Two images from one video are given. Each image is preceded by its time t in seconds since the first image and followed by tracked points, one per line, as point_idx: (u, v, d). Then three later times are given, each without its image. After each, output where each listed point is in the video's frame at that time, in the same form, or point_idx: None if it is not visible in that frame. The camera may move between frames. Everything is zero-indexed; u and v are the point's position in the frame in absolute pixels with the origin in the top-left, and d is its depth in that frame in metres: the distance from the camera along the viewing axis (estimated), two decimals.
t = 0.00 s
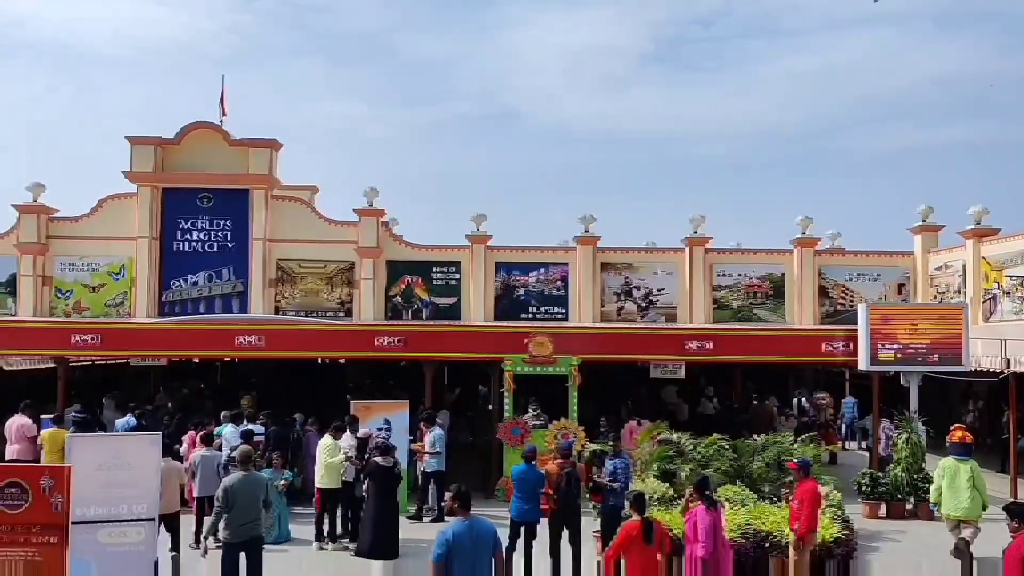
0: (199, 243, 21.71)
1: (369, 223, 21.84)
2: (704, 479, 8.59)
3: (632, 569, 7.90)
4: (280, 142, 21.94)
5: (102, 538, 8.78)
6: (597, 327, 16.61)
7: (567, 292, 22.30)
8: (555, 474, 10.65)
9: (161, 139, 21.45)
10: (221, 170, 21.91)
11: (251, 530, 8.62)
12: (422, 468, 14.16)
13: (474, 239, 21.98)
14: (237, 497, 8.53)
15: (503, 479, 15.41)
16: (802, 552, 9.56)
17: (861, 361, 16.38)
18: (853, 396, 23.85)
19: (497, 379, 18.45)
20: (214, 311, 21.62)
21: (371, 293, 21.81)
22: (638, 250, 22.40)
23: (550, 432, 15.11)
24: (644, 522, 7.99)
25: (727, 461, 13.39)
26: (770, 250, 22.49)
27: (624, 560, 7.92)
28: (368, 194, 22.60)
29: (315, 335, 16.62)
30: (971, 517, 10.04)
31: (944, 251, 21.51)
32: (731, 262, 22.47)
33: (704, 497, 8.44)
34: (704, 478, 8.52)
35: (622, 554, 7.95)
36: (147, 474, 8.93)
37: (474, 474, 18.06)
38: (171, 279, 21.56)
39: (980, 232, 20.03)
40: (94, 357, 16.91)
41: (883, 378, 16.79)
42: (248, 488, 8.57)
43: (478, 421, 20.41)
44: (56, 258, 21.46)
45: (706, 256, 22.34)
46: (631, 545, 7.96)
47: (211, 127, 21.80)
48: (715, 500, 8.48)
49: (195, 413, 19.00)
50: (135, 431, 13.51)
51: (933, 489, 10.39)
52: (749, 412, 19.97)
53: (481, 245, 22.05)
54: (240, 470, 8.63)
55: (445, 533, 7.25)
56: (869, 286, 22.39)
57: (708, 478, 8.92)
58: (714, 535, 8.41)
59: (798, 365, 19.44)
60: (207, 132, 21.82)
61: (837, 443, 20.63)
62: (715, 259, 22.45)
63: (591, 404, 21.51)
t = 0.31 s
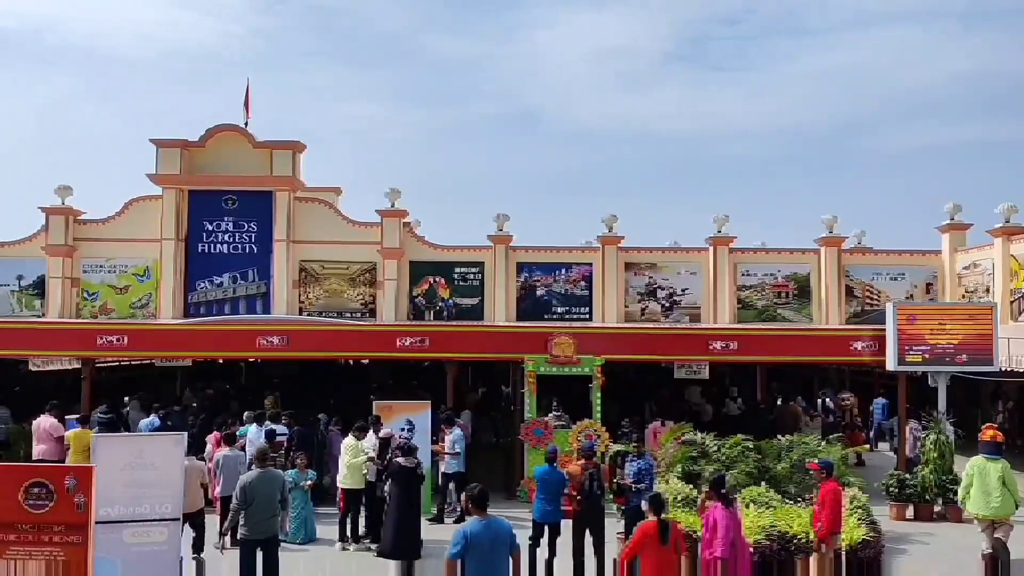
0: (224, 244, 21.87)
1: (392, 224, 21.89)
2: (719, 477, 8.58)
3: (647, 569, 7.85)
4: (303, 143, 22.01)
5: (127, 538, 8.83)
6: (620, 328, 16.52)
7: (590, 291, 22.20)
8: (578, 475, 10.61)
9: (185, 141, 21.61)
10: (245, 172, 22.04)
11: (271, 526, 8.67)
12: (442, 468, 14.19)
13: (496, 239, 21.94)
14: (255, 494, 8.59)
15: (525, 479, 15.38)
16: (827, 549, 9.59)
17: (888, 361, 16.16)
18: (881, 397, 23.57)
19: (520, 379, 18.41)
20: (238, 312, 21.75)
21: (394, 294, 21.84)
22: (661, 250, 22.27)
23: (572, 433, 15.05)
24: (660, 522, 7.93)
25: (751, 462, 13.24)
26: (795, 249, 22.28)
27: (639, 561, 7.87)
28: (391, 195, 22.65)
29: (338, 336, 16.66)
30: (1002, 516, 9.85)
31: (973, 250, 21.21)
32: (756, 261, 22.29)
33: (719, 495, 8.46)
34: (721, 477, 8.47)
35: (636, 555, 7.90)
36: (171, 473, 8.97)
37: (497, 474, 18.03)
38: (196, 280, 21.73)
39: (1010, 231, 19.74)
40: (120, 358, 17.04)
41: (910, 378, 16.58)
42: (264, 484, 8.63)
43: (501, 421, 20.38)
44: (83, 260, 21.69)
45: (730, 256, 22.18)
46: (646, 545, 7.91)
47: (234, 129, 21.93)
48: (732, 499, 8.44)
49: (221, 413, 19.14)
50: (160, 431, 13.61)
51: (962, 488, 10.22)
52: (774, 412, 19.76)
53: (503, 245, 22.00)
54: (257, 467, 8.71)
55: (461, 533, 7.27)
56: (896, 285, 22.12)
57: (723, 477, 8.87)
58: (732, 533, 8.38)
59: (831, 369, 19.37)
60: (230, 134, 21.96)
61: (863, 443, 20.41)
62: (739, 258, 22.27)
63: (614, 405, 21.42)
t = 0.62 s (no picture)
0: (249, 247, 22.01)
1: (415, 226, 21.90)
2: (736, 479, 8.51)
3: (663, 569, 7.88)
4: (326, 146, 22.08)
5: (151, 539, 8.89)
6: (644, 330, 16.43)
7: (614, 293, 22.07)
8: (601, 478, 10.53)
9: (210, 145, 21.77)
10: (269, 175, 22.16)
11: (287, 525, 8.76)
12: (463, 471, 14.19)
13: (519, 240, 21.91)
14: (271, 495, 8.64)
15: (549, 482, 15.33)
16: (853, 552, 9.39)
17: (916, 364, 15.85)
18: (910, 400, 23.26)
19: (543, 382, 18.35)
20: (263, 315, 21.86)
21: (417, 296, 21.86)
22: (686, 252, 22.12)
23: (596, 435, 14.96)
24: (676, 524, 7.95)
25: (777, 466, 13.02)
26: (821, 250, 22.05)
27: (655, 561, 7.89)
28: (414, 197, 22.67)
29: (362, 337, 16.68)
30: None
31: (1003, 250, 20.92)
32: (781, 262, 22.09)
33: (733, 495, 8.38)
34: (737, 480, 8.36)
35: (653, 556, 7.92)
36: (195, 475, 9.00)
37: (521, 477, 17.95)
38: (222, 283, 21.88)
39: None
40: (145, 360, 17.17)
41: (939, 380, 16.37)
42: (282, 484, 8.66)
43: (525, 424, 20.32)
44: (110, 263, 21.90)
45: (756, 257, 22.00)
46: (662, 546, 7.93)
47: (258, 132, 22.06)
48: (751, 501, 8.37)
49: (246, 416, 19.27)
50: (185, 433, 13.68)
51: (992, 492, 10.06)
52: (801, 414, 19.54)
53: (526, 246, 21.95)
54: (275, 466, 8.72)
55: (479, 535, 7.36)
56: (924, 286, 21.83)
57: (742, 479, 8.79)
58: (751, 538, 8.29)
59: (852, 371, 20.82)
60: (254, 138, 22.10)
61: (891, 447, 20.14)
62: (764, 259, 22.08)
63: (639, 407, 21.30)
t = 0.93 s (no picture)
0: (273, 249, 22.13)
1: (439, 228, 21.91)
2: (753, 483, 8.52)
3: (681, 569, 8.13)
4: (350, 148, 22.11)
5: (175, 541, 8.91)
6: (668, 332, 16.32)
7: (638, 295, 21.97)
8: (624, 482, 10.44)
9: (236, 148, 21.91)
10: (293, 178, 22.26)
11: (307, 526, 8.78)
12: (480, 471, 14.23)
13: (542, 242, 21.85)
14: (289, 495, 8.72)
15: (572, 485, 15.26)
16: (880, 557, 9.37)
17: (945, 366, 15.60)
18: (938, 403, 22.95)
19: (566, 384, 18.28)
20: (288, 316, 21.97)
21: (441, 298, 21.87)
22: (710, 253, 21.96)
23: (620, 438, 14.87)
24: (692, 524, 8.23)
25: (803, 470, 12.81)
26: (847, 252, 21.80)
27: (673, 560, 8.15)
28: (438, 199, 22.68)
29: (385, 339, 16.70)
30: None
31: None
32: (808, 264, 21.88)
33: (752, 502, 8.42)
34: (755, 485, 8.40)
35: (671, 555, 8.19)
36: (218, 477, 9.04)
37: (545, 479, 17.88)
38: (247, 286, 22.02)
39: None
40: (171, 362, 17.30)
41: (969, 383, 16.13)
42: (303, 484, 8.76)
43: (547, 426, 20.24)
44: (137, 266, 22.11)
45: (782, 258, 21.80)
46: (679, 545, 8.20)
47: (281, 135, 22.17)
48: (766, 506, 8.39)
49: (271, 419, 19.37)
50: (209, 435, 13.75)
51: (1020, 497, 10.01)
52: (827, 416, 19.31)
53: (549, 248, 21.90)
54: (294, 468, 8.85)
55: (498, 538, 7.35)
56: (953, 288, 21.51)
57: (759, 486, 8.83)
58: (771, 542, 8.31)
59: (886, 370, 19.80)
60: (279, 140, 22.20)
61: (919, 450, 19.87)
62: (790, 261, 21.88)
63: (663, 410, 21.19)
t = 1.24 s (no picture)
0: (291, 251, 22.21)
1: (456, 229, 21.91)
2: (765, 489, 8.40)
3: (697, 570, 8.08)
4: (368, 150, 22.18)
5: (192, 542, 8.92)
6: (686, 334, 16.23)
7: (655, 296, 21.88)
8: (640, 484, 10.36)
9: (254, 150, 22.02)
10: (312, 179, 22.38)
11: (322, 526, 8.78)
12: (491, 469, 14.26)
13: (559, 243, 21.82)
14: (303, 497, 8.73)
15: (589, 487, 15.21)
16: (899, 559, 9.29)
17: (965, 368, 15.56)
18: (960, 405, 22.72)
19: (583, 386, 18.23)
20: (306, 318, 22.04)
21: (457, 300, 21.87)
22: (729, 254, 21.84)
23: (637, 440, 14.81)
24: (706, 526, 8.17)
25: (823, 473, 12.71)
26: (867, 253, 21.62)
27: (689, 561, 8.10)
28: (455, 201, 22.69)
29: (401, 341, 16.70)
30: None
31: None
32: (827, 265, 21.72)
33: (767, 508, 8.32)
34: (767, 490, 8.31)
35: (687, 555, 8.14)
36: (235, 479, 9.05)
37: (561, 481, 17.81)
38: (265, 287, 22.11)
39: None
40: (189, 363, 17.39)
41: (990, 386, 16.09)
42: (316, 486, 8.80)
43: (563, 428, 20.17)
44: (156, 267, 22.25)
45: (800, 259, 21.65)
46: (694, 545, 8.15)
47: (299, 137, 22.27)
48: (777, 512, 8.32)
49: (289, 420, 19.46)
50: (227, 436, 13.81)
51: None
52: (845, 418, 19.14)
53: (566, 249, 21.86)
54: (307, 470, 8.90)
55: (511, 537, 7.33)
56: (974, 289, 21.28)
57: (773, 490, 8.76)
58: (784, 548, 8.17)
59: (901, 373, 20.38)
60: (297, 142, 22.32)
61: (939, 453, 19.68)
62: (809, 262, 21.73)
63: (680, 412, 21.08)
